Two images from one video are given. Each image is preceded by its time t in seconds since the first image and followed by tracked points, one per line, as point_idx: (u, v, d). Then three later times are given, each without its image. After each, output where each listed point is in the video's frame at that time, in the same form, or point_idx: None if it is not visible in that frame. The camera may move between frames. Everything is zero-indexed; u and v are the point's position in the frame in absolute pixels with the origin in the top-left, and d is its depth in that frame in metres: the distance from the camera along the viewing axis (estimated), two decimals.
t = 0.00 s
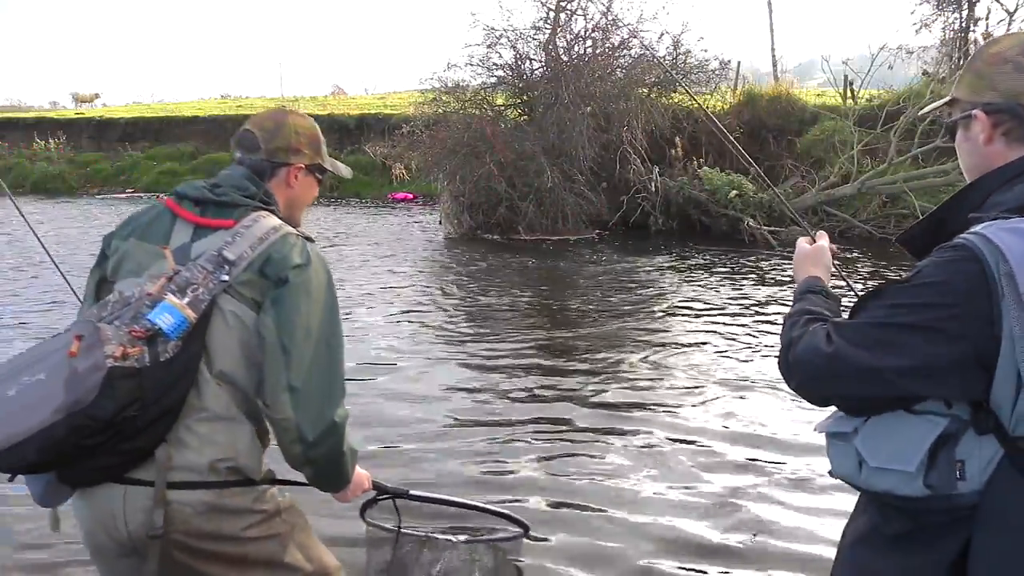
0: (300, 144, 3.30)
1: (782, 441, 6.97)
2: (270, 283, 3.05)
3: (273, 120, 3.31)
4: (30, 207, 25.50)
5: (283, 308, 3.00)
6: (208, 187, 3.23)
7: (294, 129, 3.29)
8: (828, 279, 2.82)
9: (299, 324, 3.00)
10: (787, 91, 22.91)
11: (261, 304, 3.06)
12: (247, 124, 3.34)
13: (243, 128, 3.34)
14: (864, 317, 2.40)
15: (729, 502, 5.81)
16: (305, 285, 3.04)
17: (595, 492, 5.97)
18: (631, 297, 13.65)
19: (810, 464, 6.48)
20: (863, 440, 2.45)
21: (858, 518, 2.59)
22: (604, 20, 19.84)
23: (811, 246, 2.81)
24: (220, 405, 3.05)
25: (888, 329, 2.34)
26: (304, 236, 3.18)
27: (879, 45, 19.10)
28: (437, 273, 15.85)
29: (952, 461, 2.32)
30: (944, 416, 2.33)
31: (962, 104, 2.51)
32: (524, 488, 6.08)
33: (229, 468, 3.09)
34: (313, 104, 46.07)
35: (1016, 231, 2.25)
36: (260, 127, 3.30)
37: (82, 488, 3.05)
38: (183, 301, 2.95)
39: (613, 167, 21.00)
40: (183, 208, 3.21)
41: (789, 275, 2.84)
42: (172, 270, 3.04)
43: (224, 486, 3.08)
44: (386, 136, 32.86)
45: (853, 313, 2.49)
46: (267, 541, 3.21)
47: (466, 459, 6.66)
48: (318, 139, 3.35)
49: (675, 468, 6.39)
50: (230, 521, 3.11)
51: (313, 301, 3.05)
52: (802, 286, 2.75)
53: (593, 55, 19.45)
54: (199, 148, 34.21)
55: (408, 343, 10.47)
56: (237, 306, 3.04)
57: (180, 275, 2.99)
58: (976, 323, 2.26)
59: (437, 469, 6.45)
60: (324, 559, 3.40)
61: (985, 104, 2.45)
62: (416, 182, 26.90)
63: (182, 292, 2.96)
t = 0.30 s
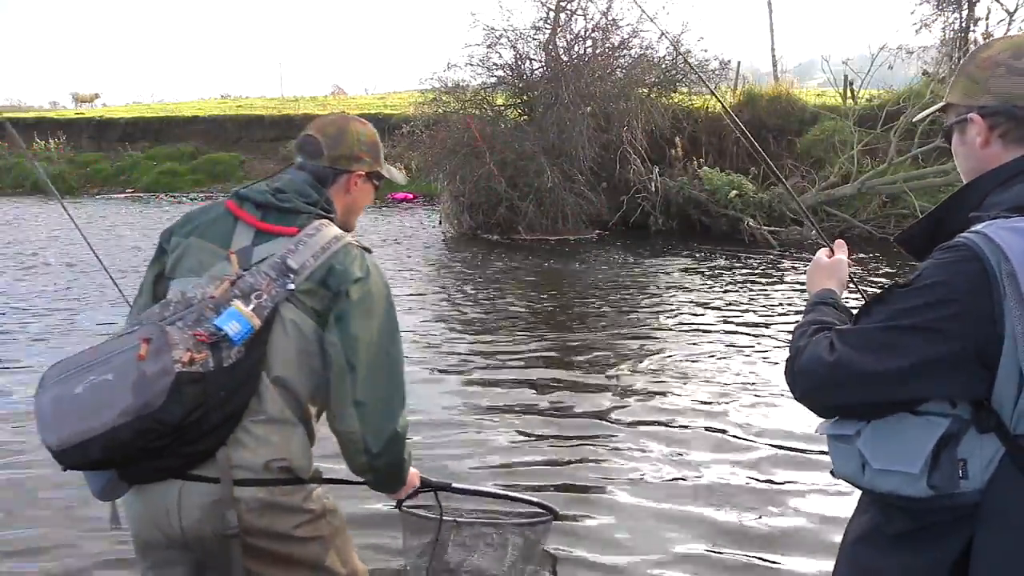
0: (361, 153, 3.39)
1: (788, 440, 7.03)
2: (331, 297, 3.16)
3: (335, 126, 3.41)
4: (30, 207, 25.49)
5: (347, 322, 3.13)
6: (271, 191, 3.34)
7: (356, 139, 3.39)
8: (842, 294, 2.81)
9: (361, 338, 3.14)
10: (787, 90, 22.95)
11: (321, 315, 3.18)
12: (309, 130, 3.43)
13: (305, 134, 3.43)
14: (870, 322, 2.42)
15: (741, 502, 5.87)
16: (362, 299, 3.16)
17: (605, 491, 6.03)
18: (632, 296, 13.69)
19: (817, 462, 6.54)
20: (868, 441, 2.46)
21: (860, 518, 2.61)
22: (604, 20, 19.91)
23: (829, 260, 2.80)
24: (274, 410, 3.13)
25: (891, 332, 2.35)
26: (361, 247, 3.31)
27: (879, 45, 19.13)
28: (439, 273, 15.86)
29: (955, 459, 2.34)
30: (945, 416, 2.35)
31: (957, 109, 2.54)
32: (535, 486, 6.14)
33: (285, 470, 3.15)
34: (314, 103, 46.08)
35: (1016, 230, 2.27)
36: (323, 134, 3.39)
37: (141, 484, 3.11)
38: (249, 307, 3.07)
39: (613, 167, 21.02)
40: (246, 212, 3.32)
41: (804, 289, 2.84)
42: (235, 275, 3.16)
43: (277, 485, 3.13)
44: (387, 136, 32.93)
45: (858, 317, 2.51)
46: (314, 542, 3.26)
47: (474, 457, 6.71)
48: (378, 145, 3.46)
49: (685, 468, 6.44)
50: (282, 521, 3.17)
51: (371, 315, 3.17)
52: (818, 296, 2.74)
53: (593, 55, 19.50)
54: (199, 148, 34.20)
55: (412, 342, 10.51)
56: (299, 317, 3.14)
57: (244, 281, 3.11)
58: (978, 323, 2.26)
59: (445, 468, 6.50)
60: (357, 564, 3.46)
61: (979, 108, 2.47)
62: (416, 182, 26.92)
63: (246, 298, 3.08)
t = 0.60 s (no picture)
0: (397, 155, 3.48)
1: (792, 438, 7.06)
2: (365, 305, 3.24)
3: (371, 125, 3.49)
4: (30, 207, 25.46)
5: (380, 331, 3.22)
6: (308, 189, 3.39)
7: (393, 139, 3.47)
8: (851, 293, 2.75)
9: (394, 348, 3.24)
10: (786, 90, 22.96)
11: (355, 320, 3.26)
12: (345, 129, 3.51)
13: (341, 132, 3.51)
14: (877, 324, 2.40)
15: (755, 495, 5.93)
16: (392, 308, 3.25)
17: (614, 488, 6.05)
18: (633, 296, 13.71)
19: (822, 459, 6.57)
20: (877, 444, 2.42)
21: (865, 524, 2.58)
22: (603, 20, 19.94)
23: (838, 257, 2.74)
24: (302, 409, 3.18)
25: (901, 334, 2.33)
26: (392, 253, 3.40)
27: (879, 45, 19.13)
28: (440, 273, 15.85)
29: (967, 461, 2.31)
30: (956, 418, 2.31)
31: (951, 110, 2.54)
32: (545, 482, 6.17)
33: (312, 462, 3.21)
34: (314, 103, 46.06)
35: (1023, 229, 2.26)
36: (360, 133, 3.47)
37: (172, 475, 3.14)
38: (287, 309, 3.12)
39: (613, 167, 21.01)
40: (282, 209, 3.37)
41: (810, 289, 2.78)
42: (272, 275, 3.21)
43: (302, 478, 3.17)
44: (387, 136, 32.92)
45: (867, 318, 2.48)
46: (330, 535, 3.31)
47: (479, 455, 6.73)
48: (412, 147, 3.55)
49: (692, 465, 6.47)
50: (304, 512, 3.20)
51: (403, 322, 3.27)
52: (822, 297, 2.68)
53: (593, 56, 19.54)
54: (199, 148, 34.14)
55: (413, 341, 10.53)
56: (336, 321, 3.22)
57: (281, 284, 3.17)
58: (988, 323, 2.24)
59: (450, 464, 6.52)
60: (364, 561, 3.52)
61: (975, 110, 2.48)
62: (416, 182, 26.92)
63: (284, 301, 3.15)
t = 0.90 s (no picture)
0: (396, 174, 3.53)
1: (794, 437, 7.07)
2: (379, 317, 3.30)
3: (371, 147, 3.53)
4: (31, 207, 25.44)
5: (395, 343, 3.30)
6: (317, 206, 3.42)
7: (393, 159, 3.52)
8: (866, 290, 2.69)
9: (406, 359, 3.34)
10: (787, 90, 22.92)
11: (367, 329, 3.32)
12: (345, 149, 3.55)
13: (342, 152, 3.55)
14: (893, 323, 2.35)
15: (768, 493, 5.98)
16: (402, 320, 3.35)
17: (618, 489, 6.08)
18: (634, 296, 13.71)
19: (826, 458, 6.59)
20: (890, 446, 2.38)
21: (868, 528, 2.55)
22: (603, 21, 19.94)
23: (860, 254, 2.67)
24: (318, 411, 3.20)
25: (921, 334, 2.28)
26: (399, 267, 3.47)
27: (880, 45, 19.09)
28: (441, 273, 15.84)
29: (983, 464, 2.29)
30: (971, 421, 2.29)
31: (957, 112, 2.52)
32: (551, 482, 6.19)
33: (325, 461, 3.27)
34: (313, 103, 45.98)
35: None
36: (360, 153, 3.52)
37: (206, 479, 3.16)
38: (314, 315, 3.14)
39: (613, 167, 20.99)
40: (292, 222, 3.40)
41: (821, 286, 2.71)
42: (290, 285, 3.24)
43: (319, 480, 3.24)
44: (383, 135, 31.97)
45: (884, 315, 2.43)
46: (344, 536, 3.34)
47: (482, 454, 6.75)
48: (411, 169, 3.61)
49: (697, 466, 6.48)
50: (321, 512, 3.26)
51: (411, 331, 3.36)
52: (837, 292, 2.61)
53: (593, 56, 19.52)
54: (200, 148, 34.10)
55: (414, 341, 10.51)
56: (351, 330, 3.27)
57: (300, 293, 3.19)
58: (1009, 323, 2.23)
59: (453, 463, 6.53)
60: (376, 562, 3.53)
61: (985, 112, 2.46)
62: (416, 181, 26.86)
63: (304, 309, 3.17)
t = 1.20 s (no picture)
0: (383, 201, 3.71)
1: (795, 437, 7.09)
2: (371, 336, 3.45)
3: (361, 175, 3.71)
4: (31, 207, 25.42)
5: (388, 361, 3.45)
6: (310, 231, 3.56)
7: (380, 187, 3.70)
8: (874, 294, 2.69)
9: (398, 374, 3.49)
10: (786, 90, 22.93)
11: (360, 346, 3.46)
12: (335, 179, 3.72)
13: (333, 182, 3.72)
14: (911, 319, 2.35)
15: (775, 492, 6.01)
16: (395, 337, 3.50)
17: (619, 488, 6.10)
18: (634, 296, 13.73)
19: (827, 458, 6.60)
20: (901, 444, 2.38)
21: (870, 529, 2.55)
22: (603, 21, 19.93)
23: (867, 258, 2.67)
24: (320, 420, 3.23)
25: (941, 330, 2.27)
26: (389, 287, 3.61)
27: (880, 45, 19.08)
28: (442, 274, 15.85)
29: (997, 466, 2.28)
30: (988, 421, 2.28)
31: (972, 113, 2.52)
32: (555, 481, 6.21)
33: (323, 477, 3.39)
34: (311, 104, 45.97)
35: None
36: (350, 181, 3.69)
37: (212, 494, 3.26)
38: (314, 335, 3.27)
39: (613, 167, 21.01)
40: (288, 244, 3.53)
41: (828, 285, 2.72)
42: (289, 306, 3.37)
43: (318, 491, 3.36)
44: (383, 135, 32.11)
45: (899, 313, 2.43)
46: (343, 539, 3.49)
47: (484, 453, 6.77)
48: (397, 195, 3.77)
49: (699, 464, 6.52)
50: (320, 521, 3.39)
51: (399, 346, 3.51)
52: (845, 290, 2.61)
53: (593, 56, 19.52)
54: (200, 148, 34.08)
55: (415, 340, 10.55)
56: (346, 348, 3.41)
57: (299, 315, 3.31)
58: None
59: (457, 462, 6.57)
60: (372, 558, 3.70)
61: (1003, 112, 2.46)
62: (415, 181, 26.87)
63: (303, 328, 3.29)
